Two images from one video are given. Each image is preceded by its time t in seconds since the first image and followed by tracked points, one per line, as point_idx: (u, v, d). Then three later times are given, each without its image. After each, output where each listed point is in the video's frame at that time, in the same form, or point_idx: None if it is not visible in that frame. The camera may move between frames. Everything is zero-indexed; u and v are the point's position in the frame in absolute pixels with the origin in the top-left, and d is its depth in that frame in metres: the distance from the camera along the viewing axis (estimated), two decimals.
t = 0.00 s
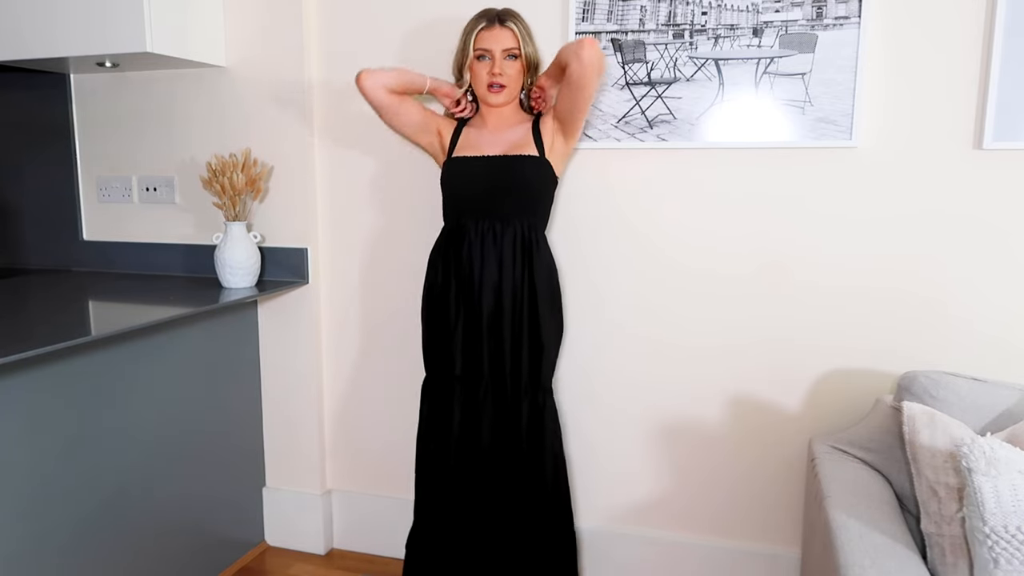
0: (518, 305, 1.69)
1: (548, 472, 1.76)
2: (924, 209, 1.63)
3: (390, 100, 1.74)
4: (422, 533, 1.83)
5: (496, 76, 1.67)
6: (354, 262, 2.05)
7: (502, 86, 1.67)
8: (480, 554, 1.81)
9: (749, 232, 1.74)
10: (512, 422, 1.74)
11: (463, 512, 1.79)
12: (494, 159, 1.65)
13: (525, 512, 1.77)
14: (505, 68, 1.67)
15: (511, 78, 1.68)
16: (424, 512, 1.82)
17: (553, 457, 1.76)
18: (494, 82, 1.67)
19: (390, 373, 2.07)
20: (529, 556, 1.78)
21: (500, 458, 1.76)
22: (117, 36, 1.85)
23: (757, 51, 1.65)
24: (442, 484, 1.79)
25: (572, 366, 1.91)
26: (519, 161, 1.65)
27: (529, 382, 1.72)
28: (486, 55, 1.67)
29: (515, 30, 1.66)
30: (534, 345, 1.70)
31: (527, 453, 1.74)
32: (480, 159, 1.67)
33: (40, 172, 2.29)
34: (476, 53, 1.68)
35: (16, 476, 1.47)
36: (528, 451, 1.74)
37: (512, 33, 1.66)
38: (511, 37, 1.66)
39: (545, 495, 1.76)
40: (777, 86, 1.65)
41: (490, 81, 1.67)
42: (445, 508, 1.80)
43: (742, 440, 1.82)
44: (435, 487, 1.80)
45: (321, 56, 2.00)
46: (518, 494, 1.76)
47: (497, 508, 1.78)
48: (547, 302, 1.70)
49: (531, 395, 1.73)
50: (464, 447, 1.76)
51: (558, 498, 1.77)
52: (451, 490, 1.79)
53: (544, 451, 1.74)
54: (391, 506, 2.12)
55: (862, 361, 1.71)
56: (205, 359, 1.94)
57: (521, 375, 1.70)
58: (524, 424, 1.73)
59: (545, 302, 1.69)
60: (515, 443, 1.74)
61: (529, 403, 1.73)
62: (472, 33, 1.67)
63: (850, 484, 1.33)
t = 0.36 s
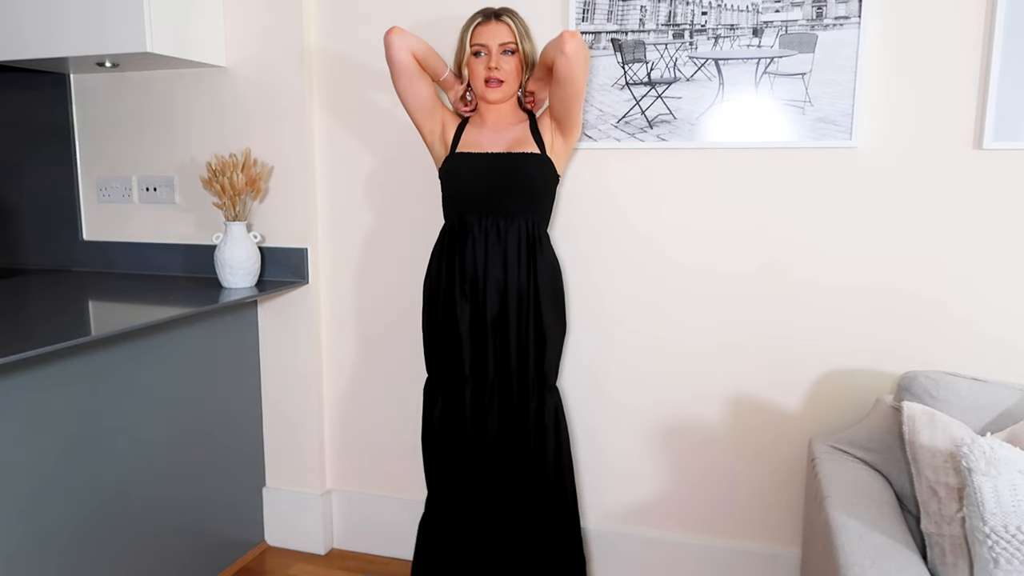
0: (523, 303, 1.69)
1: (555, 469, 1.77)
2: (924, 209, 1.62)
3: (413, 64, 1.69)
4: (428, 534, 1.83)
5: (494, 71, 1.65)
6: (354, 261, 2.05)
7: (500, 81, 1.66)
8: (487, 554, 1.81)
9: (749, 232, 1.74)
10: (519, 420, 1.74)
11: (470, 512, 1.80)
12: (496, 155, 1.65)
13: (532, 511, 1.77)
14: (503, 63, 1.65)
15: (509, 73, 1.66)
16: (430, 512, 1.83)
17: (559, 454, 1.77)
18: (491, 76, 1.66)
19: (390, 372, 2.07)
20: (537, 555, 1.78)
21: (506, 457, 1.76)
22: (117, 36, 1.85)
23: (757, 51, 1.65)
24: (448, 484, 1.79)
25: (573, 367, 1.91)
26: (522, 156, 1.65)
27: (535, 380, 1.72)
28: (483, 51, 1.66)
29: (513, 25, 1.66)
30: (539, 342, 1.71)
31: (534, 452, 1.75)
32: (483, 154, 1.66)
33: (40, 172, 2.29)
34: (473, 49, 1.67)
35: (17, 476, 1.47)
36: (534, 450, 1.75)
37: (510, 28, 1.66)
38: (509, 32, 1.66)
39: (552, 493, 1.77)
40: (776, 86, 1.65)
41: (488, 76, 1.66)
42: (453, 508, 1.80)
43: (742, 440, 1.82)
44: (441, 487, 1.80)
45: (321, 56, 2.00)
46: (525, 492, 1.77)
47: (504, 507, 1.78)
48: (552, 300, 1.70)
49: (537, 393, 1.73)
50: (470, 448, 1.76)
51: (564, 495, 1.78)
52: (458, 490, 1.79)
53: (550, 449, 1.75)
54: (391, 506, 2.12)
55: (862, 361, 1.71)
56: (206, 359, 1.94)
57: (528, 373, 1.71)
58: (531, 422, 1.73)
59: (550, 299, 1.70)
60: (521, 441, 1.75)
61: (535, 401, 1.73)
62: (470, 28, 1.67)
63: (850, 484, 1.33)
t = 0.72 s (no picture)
0: (520, 304, 1.68)
1: (556, 470, 1.77)
2: (924, 209, 1.63)
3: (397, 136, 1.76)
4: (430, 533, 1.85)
5: (494, 63, 1.64)
6: (354, 262, 2.05)
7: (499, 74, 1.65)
8: (492, 552, 1.81)
9: (749, 231, 1.74)
10: (518, 421, 1.74)
11: (472, 512, 1.79)
12: (491, 159, 1.64)
13: (534, 511, 1.78)
14: (503, 57, 1.65)
15: (509, 67, 1.66)
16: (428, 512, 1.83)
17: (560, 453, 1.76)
18: (492, 69, 1.65)
19: (390, 372, 2.07)
20: (540, 552, 1.79)
21: (506, 456, 1.76)
22: (117, 36, 1.85)
23: (757, 51, 1.65)
24: (450, 483, 1.80)
25: (572, 366, 1.91)
26: (512, 161, 1.63)
27: (534, 382, 1.71)
28: (484, 44, 1.65)
29: (516, 21, 1.67)
30: (537, 343, 1.70)
31: (535, 451, 1.75)
32: (476, 158, 1.64)
33: (40, 172, 2.29)
34: (474, 41, 1.66)
35: (17, 476, 1.47)
36: (535, 449, 1.75)
37: (513, 24, 1.67)
38: (511, 28, 1.66)
39: (554, 491, 1.77)
40: (776, 86, 1.65)
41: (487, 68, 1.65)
42: (457, 509, 1.81)
43: (742, 440, 1.82)
44: (443, 486, 1.81)
45: (321, 56, 2.00)
46: (525, 492, 1.77)
47: (505, 507, 1.78)
48: (550, 300, 1.69)
49: (538, 397, 1.73)
50: (470, 448, 1.76)
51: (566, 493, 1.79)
52: (459, 490, 1.79)
53: (551, 448, 1.75)
54: (391, 506, 2.12)
55: (862, 361, 1.71)
56: (206, 359, 1.94)
57: (527, 376, 1.70)
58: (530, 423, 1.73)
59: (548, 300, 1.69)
60: (521, 441, 1.75)
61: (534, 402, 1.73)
62: (473, 21, 1.67)
63: (850, 484, 1.33)
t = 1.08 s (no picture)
0: (521, 310, 1.68)
1: (555, 475, 1.76)
2: (924, 209, 1.63)
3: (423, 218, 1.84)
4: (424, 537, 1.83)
5: (495, 61, 1.65)
6: (354, 262, 2.05)
7: (500, 71, 1.65)
8: (489, 556, 1.81)
9: (749, 232, 1.74)
10: (518, 426, 1.74)
11: (470, 517, 1.79)
12: (494, 166, 1.65)
13: (533, 517, 1.77)
14: (503, 53, 1.66)
15: (509, 64, 1.66)
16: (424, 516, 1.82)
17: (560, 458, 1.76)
18: (492, 66, 1.65)
19: (390, 373, 2.07)
20: (538, 557, 1.79)
21: (506, 461, 1.76)
22: (117, 36, 1.85)
23: (757, 51, 1.65)
24: (448, 490, 1.78)
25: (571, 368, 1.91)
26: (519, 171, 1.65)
27: (535, 387, 1.72)
28: (483, 41, 1.66)
29: (513, 17, 1.68)
30: (538, 349, 1.71)
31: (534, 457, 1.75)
32: (479, 165, 1.66)
33: (40, 172, 2.29)
34: (473, 40, 1.67)
35: (16, 476, 1.47)
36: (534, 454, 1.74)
37: (510, 20, 1.67)
38: (509, 24, 1.67)
39: (554, 496, 1.77)
40: (776, 86, 1.65)
41: (488, 66, 1.65)
42: (454, 515, 1.79)
43: (743, 440, 1.82)
44: (440, 492, 1.80)
45: (321, 56, 2.00)
46: (524, 498, 1.76)
47: (504, 512, 1.78)
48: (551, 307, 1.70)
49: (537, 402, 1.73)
50: (469, 453, 1.76)
51: (567, 497, 1.78)
52: (456, 495, 1.78)
53: (551, 453, 1.75)
54: (391, 506, 2.12)
55: (861, 361, 1.71)
56: (206, 360, 1.94)
57: (526, 381, 1.71)
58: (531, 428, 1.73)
59: (549, 306, 1.70)
60: (520, 447, 1.74)
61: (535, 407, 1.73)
62: (470, 19, 1.68)
63: (850, 484, 1.33)
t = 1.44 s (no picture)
0: (516, 307, 1.68)
1: (552, 473, 1.76)
2: (924, 209, 1.62)
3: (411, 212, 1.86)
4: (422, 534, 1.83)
5: (486, 64, 1.65)
6: (354, 262, 2.05)
7: (493, 74, 1.65)
8: (487, 554, 1.81)
9: (748, 232, 1.74)
10: (514, 424, 1.74)
11: (468, 514, 1.79)
12: (489, 163, 1.65)
13: (529, 517, 1.77)
14: (495, 56, 1.66)
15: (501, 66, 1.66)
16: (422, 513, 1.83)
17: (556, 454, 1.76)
18: (483, 69, 1.65)
19: (390, 372, 2.07)
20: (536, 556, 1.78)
21: (503, 459, 1.76)
22: (117, 36, 1.85)
23: (757, 51, 1.65)
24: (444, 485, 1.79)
25: (571, 367, 1.91)
26: (512, 167, 1.65)
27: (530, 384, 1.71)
28: (474, 45, 1.66)
29: (503, 18, 1.67)
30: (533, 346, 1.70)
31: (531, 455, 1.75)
32: (475, 162, 1.66)
33: (40, 172, 2.29)
34: (465, 44, 1.67)
35: (17, 476, 1.47)
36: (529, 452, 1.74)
37: (501, 21, 1.67)
38: (500, 25, 1.67)
39: (552, 491, 1.78)
40: (776, 86, 1.65)
41: (480, 69, 1.65)
42: (449, 511, 1.80)
43: (743, 440, 1.82)
44: (437, 489, 1.81)
45: (321, 56, 2.00)
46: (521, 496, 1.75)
47: (502, 510, 1.78)
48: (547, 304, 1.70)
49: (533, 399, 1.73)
50: (466, 449, 1.77)
51: (564, 495, 1.78)
52: (455, 491, 1.79)
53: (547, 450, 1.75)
54: (391, 506, 2.12)
55: (861, 361, 1.71)
56: (206, 359, 1.94)
57: (521, 379, 1.70)
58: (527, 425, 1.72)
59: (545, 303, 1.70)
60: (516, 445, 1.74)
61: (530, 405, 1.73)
62: (461, 22, 1.68)
63: (850, 484, 1.33)
